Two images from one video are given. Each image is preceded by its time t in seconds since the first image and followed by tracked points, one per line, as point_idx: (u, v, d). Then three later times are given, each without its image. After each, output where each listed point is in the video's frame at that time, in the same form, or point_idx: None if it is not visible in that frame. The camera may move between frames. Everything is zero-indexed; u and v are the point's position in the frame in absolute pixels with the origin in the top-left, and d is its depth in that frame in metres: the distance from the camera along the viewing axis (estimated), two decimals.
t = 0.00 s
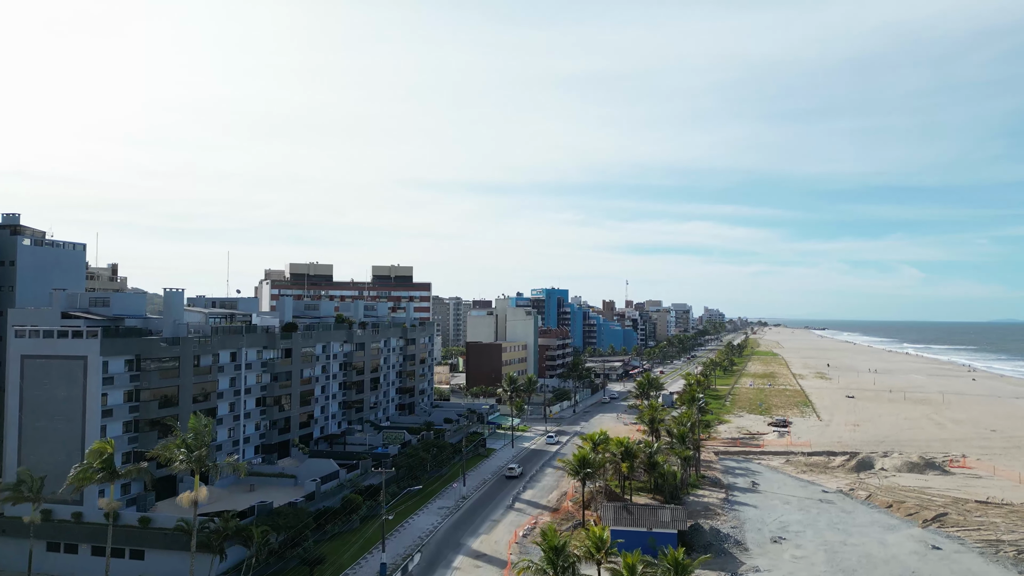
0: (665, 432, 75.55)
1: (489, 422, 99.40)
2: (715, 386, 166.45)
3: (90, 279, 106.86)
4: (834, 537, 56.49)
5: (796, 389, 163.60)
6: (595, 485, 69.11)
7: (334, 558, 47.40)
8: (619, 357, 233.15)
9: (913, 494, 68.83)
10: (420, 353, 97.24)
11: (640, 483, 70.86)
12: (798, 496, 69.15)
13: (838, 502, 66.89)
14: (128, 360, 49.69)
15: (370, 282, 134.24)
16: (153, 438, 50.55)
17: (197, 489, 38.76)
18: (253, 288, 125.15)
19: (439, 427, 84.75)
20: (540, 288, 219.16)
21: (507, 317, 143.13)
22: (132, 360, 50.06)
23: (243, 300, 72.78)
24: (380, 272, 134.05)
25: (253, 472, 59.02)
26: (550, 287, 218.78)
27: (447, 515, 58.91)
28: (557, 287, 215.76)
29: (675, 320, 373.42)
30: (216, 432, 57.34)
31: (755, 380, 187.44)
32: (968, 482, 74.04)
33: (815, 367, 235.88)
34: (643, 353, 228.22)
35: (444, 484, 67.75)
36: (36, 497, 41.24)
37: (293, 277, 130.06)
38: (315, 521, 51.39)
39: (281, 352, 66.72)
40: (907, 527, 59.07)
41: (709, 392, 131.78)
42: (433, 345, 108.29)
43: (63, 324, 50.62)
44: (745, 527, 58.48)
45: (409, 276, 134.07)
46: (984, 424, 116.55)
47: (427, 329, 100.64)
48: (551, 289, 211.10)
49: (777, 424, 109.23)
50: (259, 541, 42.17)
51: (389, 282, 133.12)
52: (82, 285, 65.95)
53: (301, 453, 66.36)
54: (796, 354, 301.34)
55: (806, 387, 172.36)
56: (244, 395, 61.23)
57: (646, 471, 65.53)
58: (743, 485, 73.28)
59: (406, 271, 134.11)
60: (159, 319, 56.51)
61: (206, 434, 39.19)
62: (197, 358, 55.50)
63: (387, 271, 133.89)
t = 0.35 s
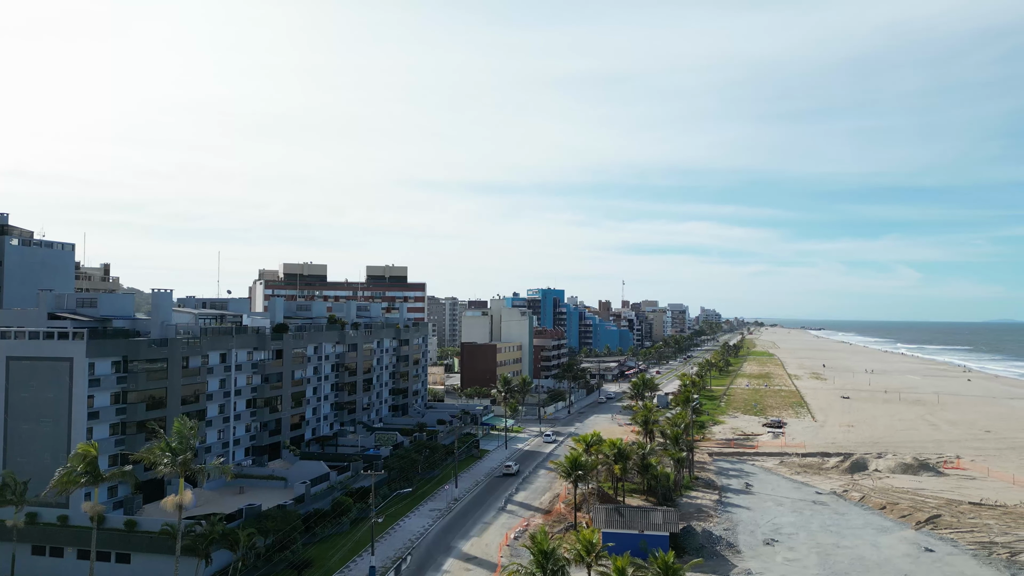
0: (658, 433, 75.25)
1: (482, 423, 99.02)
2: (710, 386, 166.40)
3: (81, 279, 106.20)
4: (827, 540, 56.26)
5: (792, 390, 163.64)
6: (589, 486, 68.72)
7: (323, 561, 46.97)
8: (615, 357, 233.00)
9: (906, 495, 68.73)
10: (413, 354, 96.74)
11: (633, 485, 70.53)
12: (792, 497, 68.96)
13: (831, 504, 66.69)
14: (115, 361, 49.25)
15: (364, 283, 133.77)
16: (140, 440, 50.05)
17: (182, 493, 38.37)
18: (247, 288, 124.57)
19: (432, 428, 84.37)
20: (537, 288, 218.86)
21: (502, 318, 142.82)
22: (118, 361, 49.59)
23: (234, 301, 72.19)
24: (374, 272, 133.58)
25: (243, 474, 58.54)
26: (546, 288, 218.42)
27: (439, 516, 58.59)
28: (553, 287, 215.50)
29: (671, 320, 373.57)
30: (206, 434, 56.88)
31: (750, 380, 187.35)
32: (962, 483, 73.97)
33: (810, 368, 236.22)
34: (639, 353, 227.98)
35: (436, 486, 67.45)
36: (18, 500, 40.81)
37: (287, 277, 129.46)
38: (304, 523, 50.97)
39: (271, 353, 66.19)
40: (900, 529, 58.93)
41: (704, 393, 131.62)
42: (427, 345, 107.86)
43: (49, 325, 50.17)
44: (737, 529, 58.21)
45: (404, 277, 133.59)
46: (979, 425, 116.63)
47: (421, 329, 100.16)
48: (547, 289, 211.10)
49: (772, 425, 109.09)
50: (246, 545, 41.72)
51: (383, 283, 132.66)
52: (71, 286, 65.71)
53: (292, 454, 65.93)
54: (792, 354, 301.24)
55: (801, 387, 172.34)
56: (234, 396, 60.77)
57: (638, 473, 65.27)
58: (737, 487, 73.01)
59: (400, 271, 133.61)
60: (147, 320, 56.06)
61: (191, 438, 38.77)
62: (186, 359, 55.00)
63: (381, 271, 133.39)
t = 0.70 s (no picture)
0: (651, 432, 75.17)
1: (475, 423, 98.74)
2: (704, 386, 166.57)
3: (72, 278, 105.55)
4: (818, 538, 56.30)
5: (785, 390, 163.93)
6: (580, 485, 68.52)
7: (312, 560, 46.61)
8: (609, 357, 232.96)
9: (898, 494, 68.81)
10: (405, 353, 96.41)
11: (625, 485, 70.36)
12: (784, 496, 68.97)
13: (822, 503, 66.76)
14: (102, 360, 48.83)
15: (357, 282, 133.34)
16: (127, 439, 49.57)
17: (168, 492, 38.00)
18: (239, 287, 124.00)
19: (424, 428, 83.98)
20: (531, 288, 218.69)
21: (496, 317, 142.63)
22: (105, 360, 49.13)
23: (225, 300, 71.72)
24: (367, 271, 133.21)
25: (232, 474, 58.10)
26: (541, 287, 218.20)
27: (430, 516, 58.30)
28: (548, 287, 215.41)
29: (666, 320, 374.00)
30: (194, 433, 56.48)
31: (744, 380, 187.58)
32: (953, 482, 74.14)
33: (804, 367, 236.89)
34: (633, 353, 228.00)
35: (427, 485, 67.15)
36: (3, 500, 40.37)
37: (279, 276, 128.96)
38: (293, 523, 50.68)
39: (261, 352, 65.77)
40: (891, 528, 59.00)
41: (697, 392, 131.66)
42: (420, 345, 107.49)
43: (35, 323, 49.70)
44: (729, 528, 58.13)
45: (397, 276, 133.20)
46: (971, 424, 117.01)
47: (413, 329, 99.76)
48: (541, 289, 211.15)
49: (765, 424, 109.15)
50: (233, 545, 41.35)
51: (376, 282, 132.28)
52: (60, 285, 65.29)
53: (282, 454, 65.55)
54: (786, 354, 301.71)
55: (795, 387, 172.67)
56: (223, 395, 60.31)
57: (630, 472, 65.13)
58: (729, 485, 73.00)
59: (393, 270, 133.22)
60: (135, 318, 55.62)
61: (176, 436, 38.41)
62: (174, 358, 54.56)
63: (374, 271, 132.99)
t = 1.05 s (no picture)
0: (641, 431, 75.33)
1: (465, 422, 98.63)
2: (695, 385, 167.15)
3: (59, 277, 104.61)
4: (806, 536, 56.62)
5: (776, 389, 164.86)
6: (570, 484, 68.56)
7: (299, 560, 46.32)
8: (601, 356, 233.42)
9: (887, 492, 69.25)
10: (395, 353, 96.12)
11: (615, 483, 70.46)
12: (773, 494, 69.27)
13: (811, 501, 67.14)
14: (88, 358, 48.34)
15: (347, 282, 132.89)
16: (113, 438, 49.08)
17: (153, 492, 37.68)
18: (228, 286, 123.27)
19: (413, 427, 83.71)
20: (523, 288, 218.77)
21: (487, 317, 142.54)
22: (90, 359, 48.63)
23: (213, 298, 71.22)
24: (358, 271, 132.81)
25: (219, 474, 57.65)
26: (532, 287, 218.33)
27: (419, 515, 58.11)
28: (540, 287, 215.55)
29: (657, 320, 375.21)
30: (181, 433, 56.06)
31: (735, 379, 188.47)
32: (941, 480, 74.70)
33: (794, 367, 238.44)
34: (625, 353, 228.48)
35: (416, 485, 66.96)
36: None
37: (269, 276, 128.32)
38: (280, 522, 50.36)
39: (250, 351, 65.38)
40: (879, 526, 59.39)
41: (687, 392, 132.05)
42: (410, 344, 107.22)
43: (20, 322, 49.14)
44: (717, 526, 58.33)
45: (387, 275, 132.81)
46: (959, 423, 118.02)
47: (403, 328, 99.48)
48: (533, 288, 211.39)
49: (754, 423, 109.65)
50: (219, 545, 41.04)
51: (366, 281, 131.89)
52: (46, 284, 64.59)
53: (270, 454, 65.20)
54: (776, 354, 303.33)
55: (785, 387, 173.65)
56: (211, 395, 59.86)
57: (620, 470, 65.21)
58: (718, 484, 73.26)
59: (384, 270, 132.83)
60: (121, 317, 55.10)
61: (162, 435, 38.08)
62: (161, 357, 54.12)
63: (365, 270, 132.57)
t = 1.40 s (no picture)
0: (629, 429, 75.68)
1: (454, 421, 98.52)
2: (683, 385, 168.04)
3: (42, 276, 103.31)
4: (793, 533, 57.15)
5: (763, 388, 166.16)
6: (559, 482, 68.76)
7: (286, 560, 46.09)
8: (590, 356, 233.98)
9: (872, 490, 70.00)
10: (383, 352, 95.82)
11: (603, 482, 70.73)
12: (760, 492, 69.84)
13: (798, 499, 67.74)
14: (72, 357, 47.78)
15: (335, 281, 132.33)
16: (97, 438, 48.57)
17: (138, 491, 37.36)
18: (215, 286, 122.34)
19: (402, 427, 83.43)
20: (512, 288, 218.82)
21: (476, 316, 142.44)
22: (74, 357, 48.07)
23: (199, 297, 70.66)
24: (346, 270, 132.31)
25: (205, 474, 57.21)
26: (522, 287, 218.38)
27: (406, 515, 57.95)
28: (529, 287, 215.66)
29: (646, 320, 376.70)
30: (166, 433, 55.61)
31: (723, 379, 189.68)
32: (926, 478, 75.58)
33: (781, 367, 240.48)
34: (614, 353, 229.12)
35: (404, 484, 66.81)
36: None
37: (257, 275, 127.47)
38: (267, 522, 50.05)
39: (236, 350, 64.90)
40: (865, 523, 60.02)
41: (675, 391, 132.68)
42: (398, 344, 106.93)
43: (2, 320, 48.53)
44: (705, 524, 58.72)
45: (376, 275, 132.39)
46: (943, 421, 119.52)
47: (391, 327, 99.19)
48: (522, 288, 211.57)
49: (742, 422, 110.49)
50: (205, 544, 40.72)
51: (354, 281, 131.39)
52: (29, 284, 63.67)
53: (257, 453, 64.81)
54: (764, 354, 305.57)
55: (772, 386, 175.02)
56: (196, 394, 59.37)
57: (608, 468, 65.46)
58: (706, 482, 73.71)
59: (372, 269, 132.37)
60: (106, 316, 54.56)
61: (147, 434, 37.73)
62: (146, 356, 53.69)
63: (353, 270, 132.04)
